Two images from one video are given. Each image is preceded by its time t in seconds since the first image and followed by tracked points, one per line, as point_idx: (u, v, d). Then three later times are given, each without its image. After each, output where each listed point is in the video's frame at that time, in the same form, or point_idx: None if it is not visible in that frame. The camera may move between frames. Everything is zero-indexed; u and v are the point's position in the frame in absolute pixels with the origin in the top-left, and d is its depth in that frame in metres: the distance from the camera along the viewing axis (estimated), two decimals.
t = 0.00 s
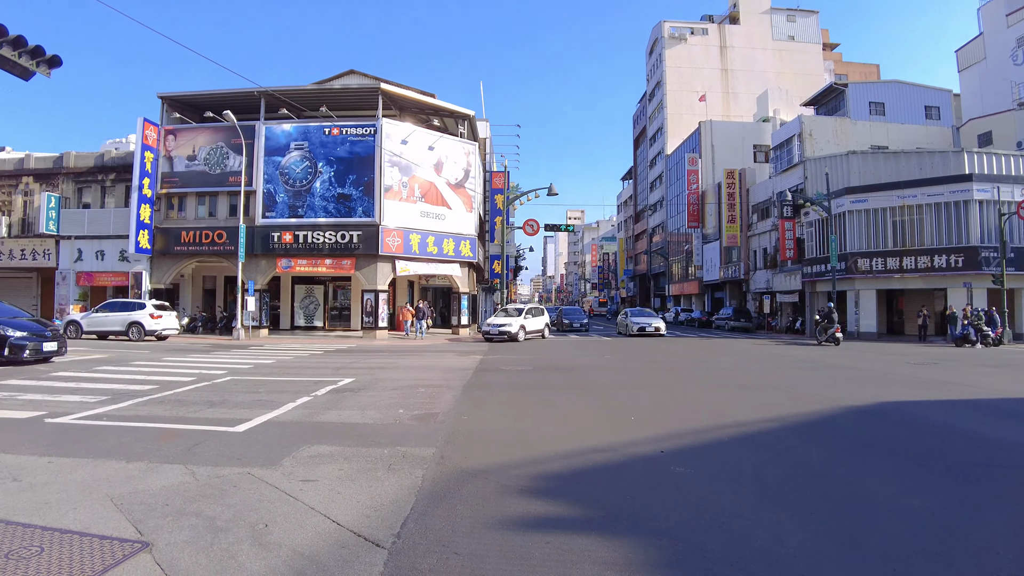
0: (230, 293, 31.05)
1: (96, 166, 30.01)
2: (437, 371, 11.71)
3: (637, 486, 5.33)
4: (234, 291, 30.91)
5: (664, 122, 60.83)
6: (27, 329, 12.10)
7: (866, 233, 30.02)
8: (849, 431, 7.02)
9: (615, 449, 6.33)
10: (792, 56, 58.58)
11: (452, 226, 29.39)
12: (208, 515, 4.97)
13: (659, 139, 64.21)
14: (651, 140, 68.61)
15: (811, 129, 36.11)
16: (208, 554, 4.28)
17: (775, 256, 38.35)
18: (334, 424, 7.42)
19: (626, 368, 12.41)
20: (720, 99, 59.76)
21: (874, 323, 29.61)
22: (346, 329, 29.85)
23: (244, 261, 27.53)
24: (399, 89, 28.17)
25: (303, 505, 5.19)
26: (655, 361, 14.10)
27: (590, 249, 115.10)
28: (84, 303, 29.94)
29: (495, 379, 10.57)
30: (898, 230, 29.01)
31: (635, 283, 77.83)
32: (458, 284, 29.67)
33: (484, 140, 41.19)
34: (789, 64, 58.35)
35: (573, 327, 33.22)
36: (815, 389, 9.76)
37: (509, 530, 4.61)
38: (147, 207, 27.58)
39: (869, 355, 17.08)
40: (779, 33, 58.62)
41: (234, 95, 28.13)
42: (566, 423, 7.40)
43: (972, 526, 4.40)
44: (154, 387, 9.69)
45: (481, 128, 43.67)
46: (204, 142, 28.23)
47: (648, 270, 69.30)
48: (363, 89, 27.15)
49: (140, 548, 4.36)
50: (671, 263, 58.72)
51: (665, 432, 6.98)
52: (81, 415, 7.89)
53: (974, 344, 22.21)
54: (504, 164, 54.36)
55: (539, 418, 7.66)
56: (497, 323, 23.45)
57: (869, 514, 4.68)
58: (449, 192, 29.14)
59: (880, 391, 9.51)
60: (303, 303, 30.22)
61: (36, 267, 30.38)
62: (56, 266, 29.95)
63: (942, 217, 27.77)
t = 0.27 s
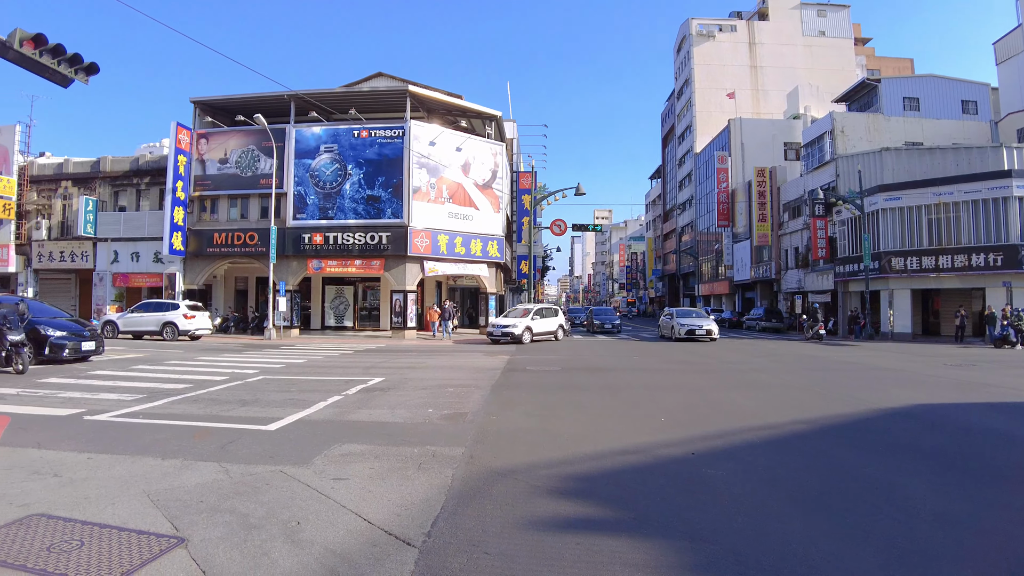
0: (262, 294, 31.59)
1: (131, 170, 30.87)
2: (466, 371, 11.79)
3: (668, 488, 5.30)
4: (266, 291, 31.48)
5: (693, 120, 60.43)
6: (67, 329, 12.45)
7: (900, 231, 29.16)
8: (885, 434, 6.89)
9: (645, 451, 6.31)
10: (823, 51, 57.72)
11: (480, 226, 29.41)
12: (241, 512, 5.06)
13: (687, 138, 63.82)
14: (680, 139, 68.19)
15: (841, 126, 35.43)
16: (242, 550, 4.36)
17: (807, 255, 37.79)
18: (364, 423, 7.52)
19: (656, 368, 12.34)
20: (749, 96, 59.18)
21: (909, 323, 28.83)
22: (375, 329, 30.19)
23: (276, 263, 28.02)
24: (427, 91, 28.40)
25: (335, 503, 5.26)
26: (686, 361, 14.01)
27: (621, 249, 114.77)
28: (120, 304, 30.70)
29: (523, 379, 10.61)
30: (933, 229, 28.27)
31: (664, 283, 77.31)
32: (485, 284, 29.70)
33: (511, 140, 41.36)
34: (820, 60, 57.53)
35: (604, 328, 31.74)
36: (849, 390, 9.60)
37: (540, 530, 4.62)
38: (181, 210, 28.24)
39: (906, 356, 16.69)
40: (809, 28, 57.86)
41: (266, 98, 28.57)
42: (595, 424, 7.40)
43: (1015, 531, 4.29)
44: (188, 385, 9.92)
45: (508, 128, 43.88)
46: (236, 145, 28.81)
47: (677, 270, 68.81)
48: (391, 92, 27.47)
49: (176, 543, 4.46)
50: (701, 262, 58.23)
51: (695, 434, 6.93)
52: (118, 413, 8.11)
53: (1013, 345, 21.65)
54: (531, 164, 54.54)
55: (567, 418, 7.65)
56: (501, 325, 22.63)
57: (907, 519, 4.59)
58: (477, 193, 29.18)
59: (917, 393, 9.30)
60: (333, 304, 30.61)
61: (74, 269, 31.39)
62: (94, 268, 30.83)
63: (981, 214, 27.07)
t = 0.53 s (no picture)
0: (291, 294, 32.08)
1: (164, 173, 31.40)
2: (494, 371, 11.85)
3: (697, 491, 5.28)
4: (296, 291, 31.97)
5: (720, 118, 59.95)
6: (102, 329, 12.76)
7: (933, 230, 28.54)
8: (919, 436, 6.76)
9: (675, 453, 6.30)
10: (852, 47, 56.82)
11: (506, 227, 29.51)
12: (273, 510, 5.14)
13: (715, 136, 63.34)
14: (708, 137, 67.60)
15: (873, 123, 34.61)
16: (274, 547, 4.43)
17: (837, 254, 37.22)
18: (394, 422, 7.61)
19: (684, 370, 12.27)
20: (777, 94, 58.46)
21: (943, 324, 28.20)
22: (403, 329, 30.31)
23: (306, 263, 28.41)
24: (453, 92, 28.56)
25: (366, 501, 5.33)
26: (716, 363, 13.90)
27: (646, 249, 114.04)
28: (152, 304, 31.38)
29: (550, 380, 10.62)
30: (969, 227, 27.54)
31: (691, 283, 76.69)
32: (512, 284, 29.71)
33: (537, 140, 41.41)
34: (849, 56, 56.64)
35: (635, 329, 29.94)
36: (882, 392, 9.43)
37: (569, 531, 4.62)
38: (212, 211, 28.76)
39: (942, 357, 16.30)
40: (839, 24, 57.10)
41: (295, 101, 29.01)
42: (624, 425, 7.40)
43: None
44: (220, 384, 10.13)
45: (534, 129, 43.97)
46: (265, 148, 29.28)
47: (705, 270, 68.22)
48: (418, 94, 27.64)
49: (210, 539, 4.55)
50: (730, 262, 57.61)
51: (725, 436, 6.88)
52: (151, 411, 8.31)
53: None
54: (557, 164, 54.57)
55: (595, 420, 7.67)
56: (500, 325, 21.83)
57: (943, 522, 4.52)
58: (503, 194, 29.34)
59: (953, 395, 9.10)
60: (361, 304, 30.95)
61: (109, 270, 32.18)
62: (128, 269, 31.58)
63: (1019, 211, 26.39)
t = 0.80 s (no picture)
0: (320, 295, 32.47)
1: (194, 177, 32.10)
2: (520, 372, 11.87)
3: (724, 494, 5.24)
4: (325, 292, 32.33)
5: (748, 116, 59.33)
6: (135, 329, 13.05)
7: (968, 228, 27.94)
8: (955, 441, 6.60)
9: (702, 456, 6.25)
10: (882, 42, 55.74)
11: (532, 227, 29.52)
12: (303, 508, 5.22)
13: (743, 135, 62.85)
14: (736, 135, 67.06)
15: (905, 119, 33.87)
16: (305, 545, 4.49)
17: (868, 254, 36.60)
18: (421, 422, 7.68)
19: (714, 371, 12.14)
20: (806, 91, 57.78)
21: (978, 325, 27.61)
22: (429, 329, 30.42)
23: (334, 265, 28.94)
24: (479, 94, 28.70)
25: (394, 500, 5.39)
26: (748, 364, 13.72)
27: (673, 249, 113.21)
28: (183, 305, 31.93)
29: (577, 381, 10.61)
30: (1006, 225, 26.82)
31: (720, 283, 76.11)
32: (537, 285, 29.71)
33: (563, 141, 41.39)
34: (879, 51, 55.55)
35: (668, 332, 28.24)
36: (917, 395, 9.20)
37: (595, 532, 4.62)
38: (242, 213, 29.25)
39: (982, 360, 15.83)
40: (869, 19, 56.07)
41: (323, 105, 29.42)
42: (652, 427, 7.36)
43: None
44: (251, 384, 10.31)
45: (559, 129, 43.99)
46: (294, 151, 29.76)
47: (734, 269, 67.54)
48: (444, 96, 27.81)
49: (242, 536, 4.63)
50: (759, 262, 56.93)
51: (753, 439, 6.81)
52: (184, 410, 8.49)
53: None
54: (582, 164, 54.56)
55: (621, 421, 7.66)
56: (495, 326, 21.40)
57: (980, 528, 4.41)
58: (529, 195, 29.35)
59: (992, 399, 8.84)
60: (389, 305, 31.16)
61: (142, 271, 32.90)
62: (160, 271, 32.28)
63: None
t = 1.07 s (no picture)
0: (343, 295, 32.82)
1: (219, 179, 32.63)
2: (543, 373, 11.87)
3: (748, 495, 5.20)
4: (349, 293, 32.64)
5: (772, 114, 59.02)
6: (163, 329, 13.31)
7: (999, 226, 27.35)
8: (987, 444, 6.45)
9: (727, 457, 6.20)
10: (909, 37, 54.67)
11: (554, 228, 29.49)
12: (328, 506, 5.28)
13: (767, 133, 62.31)
14: (760, 134, 66.45)
15: (933, 115, 33.22)
16: (330, 543, 4.54)
17: (895, 253, 36.00)
18: (445, 422, 7.73)
19: (739, 373, 12.02)
20: (831, 88, 57.14)
21: (1010, 326, 27.04)
22: (451, 330, 30.47)
23: (358, 266, 29.31)
24: (501, 95, 28.77)
25: (418, 498, 5.43)
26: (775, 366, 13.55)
27: (696, 249, 112.39)
28: (208, 306, 32.35)
29: (600, 382, 10.58)
30: None
31: (744, 284, 75.44)
32: (559, 286, 29.68)
33: (584, 141, 41.33)
34: (905, 46, 54.48)
35: (696, 333, 25.52)
36: (948, 398, 9.01)
37: (618, 533, 4.61)
38: (267, 216, 29.68)
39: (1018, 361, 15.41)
40: (895, 14, 55.00)
41: (346, 107, 29.75)
42: (676, 429, 7.32)
43: None
44: (276, 383, 10.46)
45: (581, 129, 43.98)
46: (318, 153, 30.14)
47: (758, 269, 66.86)
48: (466, 97, 27.94)
49: (268, 534, 4.69)
50: (783, 262, 56.29)
51: (777, 441, 6.75)
52: (212, 409, 8.64)
53: None
54: (604, 164, 54.49)
55: (644, 422, 7.63)
56: (486, 325, 21.42)
57: (1014, 533, 4.31)
58: (551, 195, 29.32)
59: None
60: (411, 305, 31.39)
61: (169, 273, 33.51)
62: (186, 272, 32.86)
63: None
